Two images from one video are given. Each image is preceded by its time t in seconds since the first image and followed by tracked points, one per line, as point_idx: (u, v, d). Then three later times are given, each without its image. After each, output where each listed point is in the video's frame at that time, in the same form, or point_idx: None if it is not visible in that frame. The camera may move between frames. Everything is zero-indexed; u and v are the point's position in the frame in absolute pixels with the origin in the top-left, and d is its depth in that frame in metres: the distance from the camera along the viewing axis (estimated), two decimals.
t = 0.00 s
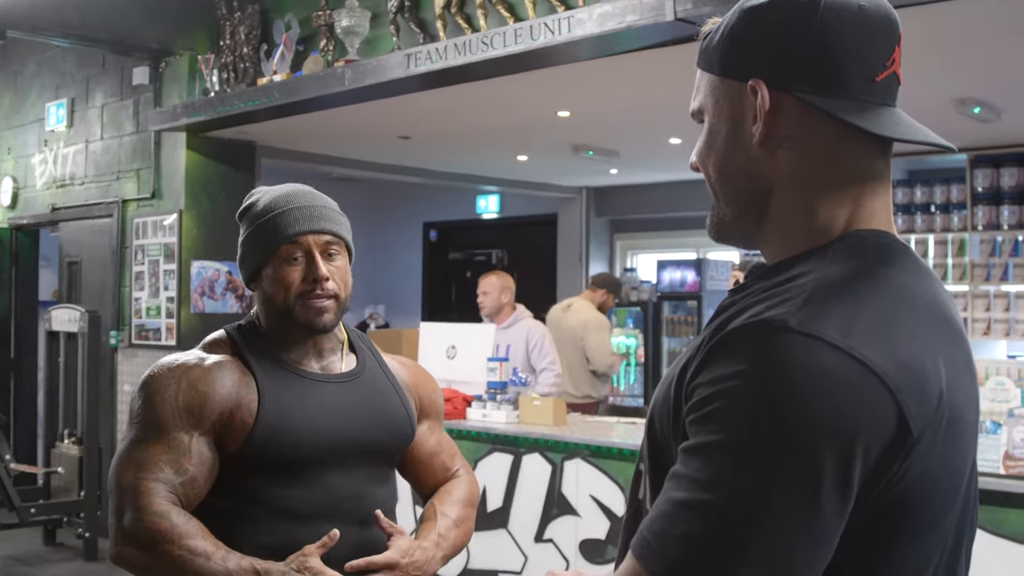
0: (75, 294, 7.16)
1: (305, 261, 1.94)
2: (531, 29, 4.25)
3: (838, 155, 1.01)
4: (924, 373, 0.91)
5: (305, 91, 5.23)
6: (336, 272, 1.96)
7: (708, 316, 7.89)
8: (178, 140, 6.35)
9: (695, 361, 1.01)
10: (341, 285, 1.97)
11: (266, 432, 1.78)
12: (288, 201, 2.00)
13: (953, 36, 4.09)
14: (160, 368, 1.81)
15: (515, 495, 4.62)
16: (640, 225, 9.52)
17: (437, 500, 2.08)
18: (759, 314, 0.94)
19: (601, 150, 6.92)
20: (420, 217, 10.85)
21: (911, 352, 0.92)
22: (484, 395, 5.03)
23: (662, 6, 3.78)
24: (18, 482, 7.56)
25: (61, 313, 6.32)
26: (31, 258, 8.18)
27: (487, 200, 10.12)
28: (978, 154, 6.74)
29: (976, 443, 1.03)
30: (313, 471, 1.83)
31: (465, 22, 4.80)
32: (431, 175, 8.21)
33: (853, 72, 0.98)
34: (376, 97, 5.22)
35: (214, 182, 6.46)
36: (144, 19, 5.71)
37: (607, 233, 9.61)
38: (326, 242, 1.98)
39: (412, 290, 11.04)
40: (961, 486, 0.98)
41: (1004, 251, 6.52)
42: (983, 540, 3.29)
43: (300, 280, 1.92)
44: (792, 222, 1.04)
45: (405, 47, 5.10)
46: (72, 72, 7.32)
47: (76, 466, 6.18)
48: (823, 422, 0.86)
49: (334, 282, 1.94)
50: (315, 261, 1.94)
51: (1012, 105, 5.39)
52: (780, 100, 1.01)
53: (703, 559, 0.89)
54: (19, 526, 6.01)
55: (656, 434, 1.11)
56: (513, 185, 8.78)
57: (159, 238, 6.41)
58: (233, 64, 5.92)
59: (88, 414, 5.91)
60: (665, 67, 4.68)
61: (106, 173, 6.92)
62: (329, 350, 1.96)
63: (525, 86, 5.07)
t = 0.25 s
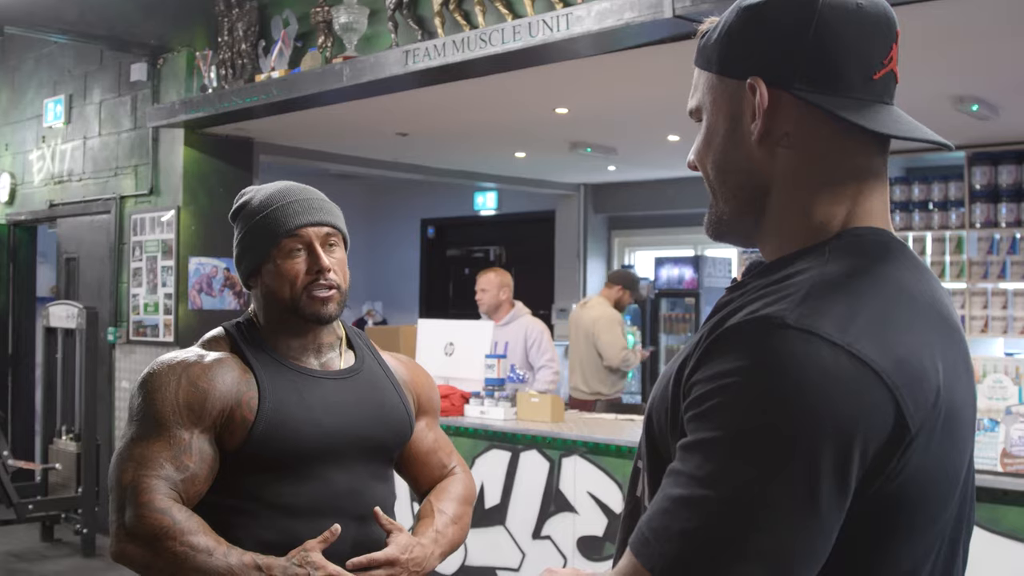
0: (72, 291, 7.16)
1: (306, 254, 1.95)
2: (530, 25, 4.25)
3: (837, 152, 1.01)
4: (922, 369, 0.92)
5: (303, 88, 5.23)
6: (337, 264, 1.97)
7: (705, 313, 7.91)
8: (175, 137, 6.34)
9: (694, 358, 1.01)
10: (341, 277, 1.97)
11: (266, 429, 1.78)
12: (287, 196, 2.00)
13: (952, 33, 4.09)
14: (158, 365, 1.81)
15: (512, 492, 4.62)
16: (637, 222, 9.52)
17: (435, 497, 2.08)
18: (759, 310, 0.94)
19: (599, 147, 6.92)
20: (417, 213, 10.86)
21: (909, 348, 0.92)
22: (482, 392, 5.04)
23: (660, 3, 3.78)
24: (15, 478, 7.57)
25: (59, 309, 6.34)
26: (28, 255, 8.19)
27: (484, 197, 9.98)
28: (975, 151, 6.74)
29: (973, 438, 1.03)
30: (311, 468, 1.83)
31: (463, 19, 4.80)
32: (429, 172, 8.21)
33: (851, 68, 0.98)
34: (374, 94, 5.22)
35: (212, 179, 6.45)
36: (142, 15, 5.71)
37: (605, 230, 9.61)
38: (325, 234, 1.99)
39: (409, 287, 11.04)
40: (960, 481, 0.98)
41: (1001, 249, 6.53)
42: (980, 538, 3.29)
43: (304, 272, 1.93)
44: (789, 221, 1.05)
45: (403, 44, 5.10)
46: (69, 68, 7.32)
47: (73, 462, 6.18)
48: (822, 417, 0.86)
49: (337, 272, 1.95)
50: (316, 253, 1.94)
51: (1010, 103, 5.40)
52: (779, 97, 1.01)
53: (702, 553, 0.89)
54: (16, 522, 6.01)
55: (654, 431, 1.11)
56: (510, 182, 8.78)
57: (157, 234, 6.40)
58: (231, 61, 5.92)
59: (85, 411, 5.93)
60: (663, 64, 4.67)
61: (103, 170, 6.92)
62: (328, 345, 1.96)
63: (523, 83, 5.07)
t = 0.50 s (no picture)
0: (72, 287, 7.17)
1: (307, 250, 1.95)
2: (530, 22, 4.24)
3: (839, 149, 1.01)
4: (922, 363, 0.92)
5: (303, 84, 5.23)
6: (338, 260, 1.97)
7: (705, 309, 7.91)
8: (175, 133, 6.34)
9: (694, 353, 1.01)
10: (341, 273, 1.97)
11: (268, 425, 1.79)
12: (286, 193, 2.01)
13: (953, 30, 4.09)
14: (159, 362, 1.81)
15: (512, 488, 4.62)
16: (637, 218, 9.52)
17: (434, 495, 2.08)
18: (759, 305, 0.94)
19: (599, 143, 6.91)
20: (417, 209, 10.86)
21: (909, 343, 0.92)
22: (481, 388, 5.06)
23: None
24: (15, 473, 7.58)
25: (59, 305, 6.35)
26: (28, 250, 8.19)
27: (484, 193, 10.04)
28: (976, 149, 6.73)
29: (973, 434, 1.03)
30: (313, 465, 1.84)
31: (464, 15, 4.79)
32: (429, 168, 8.20)
33: (853, 64, 0.99)
34: (374, 90, 5.22)
35: (212, 175, 6.45)
36: (142, 12, 5.70)
37: (604, 227, 9.61)
38: (326, 230, 1.99)
39: (409, 283, 11.05)
40: (959, 475, 0.98)
41: (1001, 246, 6.53)
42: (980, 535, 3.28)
43: (306, 268, 1.93)
44: (791, 217, 1.04)
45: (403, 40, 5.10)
46: (69, 64, 7.32)
47: (73, 458, 6.19)
48: (823, 410, 0.86)
49: (338, 269, 1.95)
50: (318, 249, 1.94)
51: (1010, 100, 5.39)
52: (782, 94, 1.00)
53: (702, 546, 0.89)
54: (15, 517, 6.03)
55: (653, 426, 1.11)
56: (511, 178, 8.78)
57: (157, 230, 6.40)
58: (231, 57, 5.91)
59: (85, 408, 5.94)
60: (663, 60, 4.67)
61: (103, 166, 6.92)
62: (329, 342, 1.96)
63: (524, 79, 5.07)
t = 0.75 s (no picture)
0: (73, 285, 7.17)
1: (313, 248, 1.95)
2: (530, 20, 4.24)
3: (849, 153, 1.02)
4: (928, 356, 0.92)
5: (304, 83, 5.22)
6: (343, 257, 1.97)
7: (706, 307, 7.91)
8: (176, 131, 6.33)
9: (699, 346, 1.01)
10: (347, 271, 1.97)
11: (270, 421, 1.79)
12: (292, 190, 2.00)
13: (955, 28, 4.08)
14: (162, 355, 1.82)
15: (513, 487, 4.62)
16: (638, 216, 9.52)
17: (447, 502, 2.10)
18: (765, 298, 0.94)
19: (600, 141, 6.91)
20: (418, 208, 10.87)
21: (915, 335, 0.92)
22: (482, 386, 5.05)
23: None
24: (17, 472, 7.59)
25: (60, 303, 6.37)
26: (29, 248, 8.20)
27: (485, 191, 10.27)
28: (977, 147, 6.73)
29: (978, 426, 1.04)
30: (315, 464, 1.84)
31: (464, 13, 4.79)
32: (430, 166, 8.20)
33: (868, 70, 0.99)
34: (374, 89, 5.21)
35: (213, 173, 6.45)
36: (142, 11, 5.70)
37: (605, 225, 9.61)
38: (332, 227, 1.99)
39: (409, 281, 11.05)
40: (963, 467, 0.99)
41: (1002, 244, 6.53)
42: (981, 533, 3.29)
43: (311, 266, 1.93)
44: (799, 214, 1.04)
45: (404, 38, 5.10)
46: (70, 63, 7.33)
47: (74, 456, 6.21)
48: (830, 403, 0.86)
49: (343, 267, 1.95)
50: (323, 246, 1.94)
51: (1011, 98, 5.40)
52: (798, 93, 1.00)
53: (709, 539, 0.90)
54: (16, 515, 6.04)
55: (659, 419, 1.11)
56: (511, 176, 8.78)
57: (158, 228, 6.40)
58: (232, 55, 5.92)
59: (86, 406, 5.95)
60: (664, 59, 4.67)
61: (104, 164, 6.92)
62: (334, 340, 1.97)
63: (525, 77, 5.06)
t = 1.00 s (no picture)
0: (74, 281, 7.17)
1: (324, 246, 1.99)
2: (531, 16, 4.24)
3: (855, 157, 1.03)
4: (932, 347, 0.93)
5: (305, 79, 5.22)
6: (354, 256, 2.01)
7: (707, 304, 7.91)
8: (177, 128, 6.33)
9: (705, 340, 1.01)
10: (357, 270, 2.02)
11: (264, 423, 1.85)
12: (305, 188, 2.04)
13: (956, 25, 4.08)
14: (169, 336, 1.90)
15: (514, 483, 4.62)
16: (639, 213, 9.52)
17: (458, 500, 2.21)
18: (773, 291, 0.95)
19: (601, 138, 6.91)
20: (420, 204, 10.86)
21: (919, 327, 0.93)
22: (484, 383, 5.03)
23: None
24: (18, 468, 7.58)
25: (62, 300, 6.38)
26: (30, 245, 8.19)
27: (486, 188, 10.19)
28: (978, 144, 6.72)
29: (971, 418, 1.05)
30: (316, 467, 1.91)
31: (465, 10, 4.79)
32: (431, 163, 8.20)
33: (883, 81, 1.00)
34: (375, 85, 5.21)
35: (214, 170, 6.45)
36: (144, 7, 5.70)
37: (607, 222, 9.61)
38: (343, 226, 2.03)
39: (410, 279, 11.07)
40: (960, 458, 1.00)
41: (1003, 241, 6.54)
42: (981, 529, 3.30)
43: (323, 265, 1.97)
44: (802, 214, 1.05)
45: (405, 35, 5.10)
46: (71, 59, 7.32)
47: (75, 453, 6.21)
48: (844, 390, 0.87)
49: (354, 266, 1.99)
50: (334, 245, 1.99)
51: (1013, 95, 5.39)
52: (814, 99, 1.00)
53: (724, 526, 0.89)
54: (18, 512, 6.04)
55: (663, 416, 1.11)
56: (513, 173, 8.78)
57: (159, 225, 6.40)
58: (233, 51, 5.91)
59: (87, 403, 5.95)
60: (666, 55, 4.67)
61: (105, 161, 6.91)
62: (341, 341, 2.03)
63: (526, 74, 5.06)
